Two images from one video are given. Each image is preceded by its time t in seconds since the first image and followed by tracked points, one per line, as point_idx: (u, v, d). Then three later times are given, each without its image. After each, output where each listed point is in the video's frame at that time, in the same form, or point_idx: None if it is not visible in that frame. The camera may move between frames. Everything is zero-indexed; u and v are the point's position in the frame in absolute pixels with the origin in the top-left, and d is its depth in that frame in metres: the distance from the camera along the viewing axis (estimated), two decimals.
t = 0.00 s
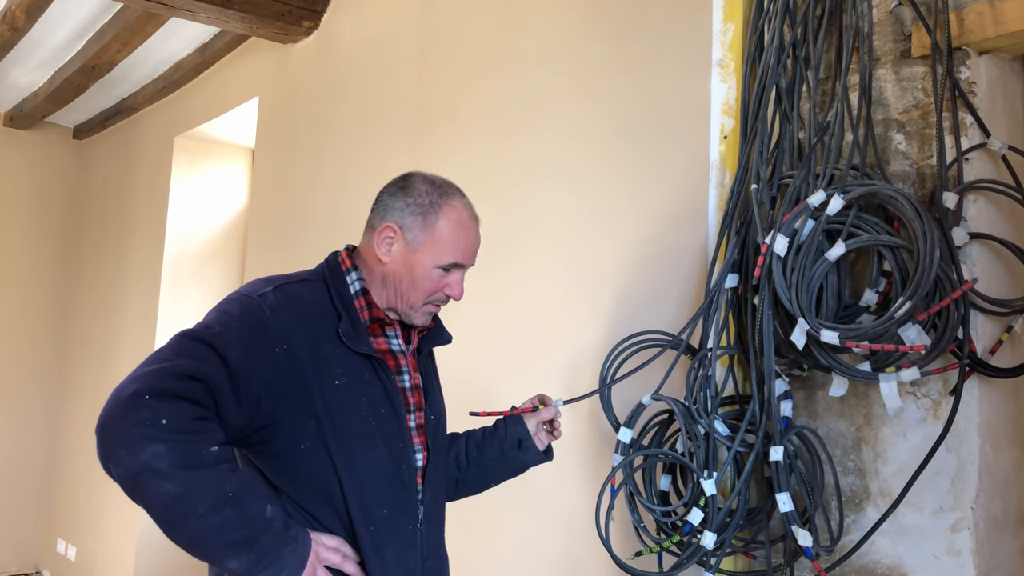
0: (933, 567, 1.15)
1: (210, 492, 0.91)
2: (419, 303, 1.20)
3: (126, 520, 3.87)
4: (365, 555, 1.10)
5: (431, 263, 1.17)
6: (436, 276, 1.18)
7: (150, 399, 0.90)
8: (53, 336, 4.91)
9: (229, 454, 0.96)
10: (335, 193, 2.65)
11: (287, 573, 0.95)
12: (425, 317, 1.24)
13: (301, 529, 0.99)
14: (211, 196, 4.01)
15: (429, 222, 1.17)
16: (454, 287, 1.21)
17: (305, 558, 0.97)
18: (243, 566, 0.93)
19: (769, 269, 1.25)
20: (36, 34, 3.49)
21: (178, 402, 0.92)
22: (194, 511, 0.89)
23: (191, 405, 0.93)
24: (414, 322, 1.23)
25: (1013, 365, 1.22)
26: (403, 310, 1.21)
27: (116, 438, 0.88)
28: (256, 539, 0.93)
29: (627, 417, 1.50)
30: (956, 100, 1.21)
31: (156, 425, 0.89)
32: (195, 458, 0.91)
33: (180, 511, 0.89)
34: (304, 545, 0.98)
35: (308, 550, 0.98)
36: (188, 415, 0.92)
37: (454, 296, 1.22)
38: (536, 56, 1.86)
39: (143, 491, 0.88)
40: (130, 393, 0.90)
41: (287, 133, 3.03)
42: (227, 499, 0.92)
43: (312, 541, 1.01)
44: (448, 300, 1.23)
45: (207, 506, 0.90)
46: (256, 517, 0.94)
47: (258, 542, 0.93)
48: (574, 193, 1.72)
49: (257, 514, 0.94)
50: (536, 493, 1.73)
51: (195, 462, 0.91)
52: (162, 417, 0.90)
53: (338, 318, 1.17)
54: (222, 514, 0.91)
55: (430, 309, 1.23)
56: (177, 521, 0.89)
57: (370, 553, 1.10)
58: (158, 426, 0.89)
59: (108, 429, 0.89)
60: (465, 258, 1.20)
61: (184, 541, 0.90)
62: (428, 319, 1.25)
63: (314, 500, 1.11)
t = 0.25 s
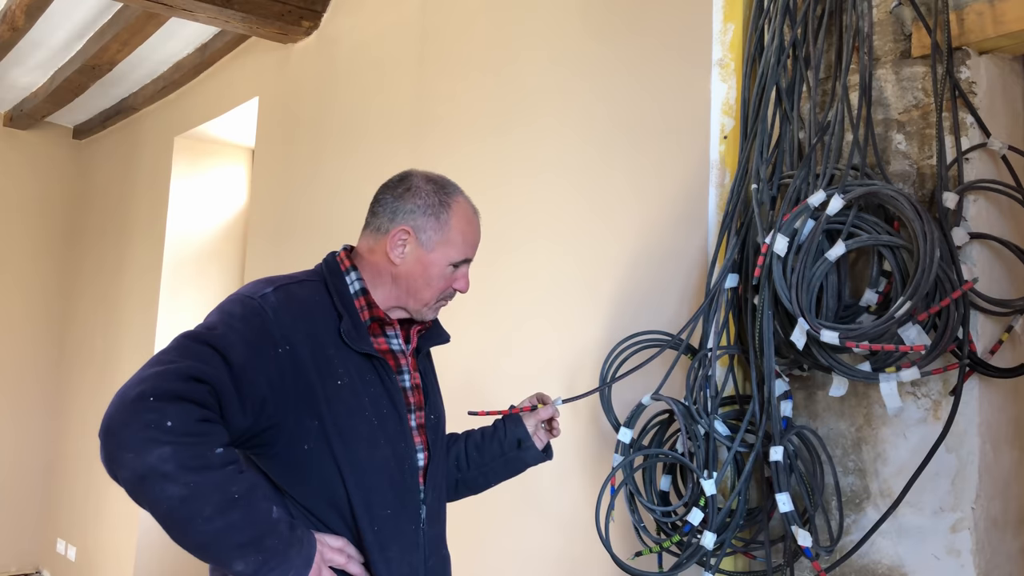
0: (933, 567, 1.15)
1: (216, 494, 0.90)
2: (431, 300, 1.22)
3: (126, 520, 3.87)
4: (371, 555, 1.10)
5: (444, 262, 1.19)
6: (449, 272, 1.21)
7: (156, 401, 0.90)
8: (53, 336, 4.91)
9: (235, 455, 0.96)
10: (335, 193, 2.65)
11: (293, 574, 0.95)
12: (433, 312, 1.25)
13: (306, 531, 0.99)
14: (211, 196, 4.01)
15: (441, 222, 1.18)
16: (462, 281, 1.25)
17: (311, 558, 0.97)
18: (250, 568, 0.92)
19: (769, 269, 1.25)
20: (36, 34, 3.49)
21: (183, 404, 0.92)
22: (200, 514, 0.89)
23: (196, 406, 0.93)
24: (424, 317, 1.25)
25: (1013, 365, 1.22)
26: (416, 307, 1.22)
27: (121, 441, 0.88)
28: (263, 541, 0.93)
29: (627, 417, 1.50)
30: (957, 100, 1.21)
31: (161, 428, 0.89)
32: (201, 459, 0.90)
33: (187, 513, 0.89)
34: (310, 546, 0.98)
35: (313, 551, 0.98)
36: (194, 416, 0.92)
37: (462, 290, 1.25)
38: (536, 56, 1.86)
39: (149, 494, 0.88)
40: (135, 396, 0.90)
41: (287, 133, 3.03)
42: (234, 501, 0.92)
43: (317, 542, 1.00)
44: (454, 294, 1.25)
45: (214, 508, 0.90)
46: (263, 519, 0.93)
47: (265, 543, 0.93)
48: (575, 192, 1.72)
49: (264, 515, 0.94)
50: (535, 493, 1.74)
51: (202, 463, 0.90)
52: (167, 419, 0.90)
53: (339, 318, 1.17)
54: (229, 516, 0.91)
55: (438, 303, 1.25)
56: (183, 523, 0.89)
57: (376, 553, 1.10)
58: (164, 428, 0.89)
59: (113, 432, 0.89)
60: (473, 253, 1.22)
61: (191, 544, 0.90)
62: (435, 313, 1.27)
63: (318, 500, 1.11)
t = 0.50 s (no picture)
0: (933, 567, 1.15)
1: (218, 493, 0.90)
2: (431, 300, 1.22)
3: (126, 520, 3.87)
4: (373, 555, 1.09)
5: (444, 261, 1.19)
6: (448, 272, 1.20)
7: (159, 400, 0.90)
8: (53, 336, 4.91)
9: (237, 454, 0.96)
10: (335, 193, 2.65)
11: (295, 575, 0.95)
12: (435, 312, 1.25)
13: (308, 530, 0.99)
14: (211, 196, 4.01)
15: (441, 221, 1.18)
16: (463, 282, 1.24)
17: (313, 559, 0.97)
18: (252, 567, 0.92)
19: (769, 269, 1.25)
20: (36, 34, 3.49)
21: (187, 403, 0.92)
22: (203, 513, 0.89)
23: (199, 406, 0.93)
24: (426, 318, 1.25)
25: (1013, 365, 1.22)
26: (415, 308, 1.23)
27: (124, 440, 0.88)
28: (266, 540, 0.93)
29: (627, 417, 1.50)
30: (957, 100, 1.21)
31: (164, 427, 0.89)
32: (204, 459, 0.90)
33: (190, 512, 0.88)
34: (311, 546, 0.97)
35: (315, 551, 0.97)
36: (197, 416, 0.92)
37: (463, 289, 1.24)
38: (536, 56, 1.85)
39: (152, 493, 0.88)
40: (138, 395, 0.90)
41: (287, 132, 3.03)
42: (236, 500, 0.91)
43: (319, 542, 1.00)
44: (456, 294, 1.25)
45: (216, 507, 0.90)
46: (265, 519, 0.93)
47: (268, 543, 0.93)
48: (575, 193, 1.72)
49: (266, 514, 0.93)
50: (536, 493, 1.74)
51: (205, 463, 0.90)
52: (170, 419, 0.90)
53: (342, 319, 1.17)
54: (232, 515, 0.91)
55: (439, 304, 1.24)
56: (185, 523, 0.88)
57: (378, 553, 1.10)
58: (167, 428, 0.89)
59: (116, 431, 0.89)
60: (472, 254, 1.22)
61: (194, 544, 0.90)
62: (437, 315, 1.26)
63: (320, 500, 1.11)
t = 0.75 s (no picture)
0: (933, 567, 1.15)
1: (223, 479, 0.90)
2: (396, 269, 1.24)
3: (126, 520, 3.86)
4: (375, 551, 1.09)
5: (403, 225, 1.26)
6: (407, 237, 1.25)
7: (167, 383, 0.90)
8: (53, 336, 4.91)
9: (243, 443, 0.96)
10: (336, 193, 2.65)
11: (297, 564, 0.95)
12: (410, 287, 1.25)
13: (310, 522, 0.99)
14: (211, 196, 4.01)
15: (399, 193, 1.29)
16: (429, 251, 1.25)
17: (315, 550, 0.97)
18: (254, 555, 0.92)
19: (769, 269, 1.25)
20: (36, 34, 3.49)
21: (195, 388, 0.92)
22: (208, 498, 0.89)
23: (207, 391, 0.93)
24: (397, 294, 1.25)
25: (1013, 365, 1.22)
26: (386, 280, 1.25)
27: (132, 421, 0.87)
28: (269, 528, 0.93)
29: (627, 417, 1.50)
30: (957, 100, 1.21)
31: (173, 409, 0.89)
32: (211, 444, 0.90)
33: (195, 496, 0.88)
34: (314, 538, 0.98)
35: (317, 543, 0.98)
36: (205, 401, 0.92)
37: (430, 259, 1.25)
38: (536, 56, 1.86)
39: (157, 475, 0.87)
40: (147, 378, 0.90)
41: (287, 132, 3.03)
42: (241, 486, 0.92)
43: (321, 535, 1.01)
44: (427, 266, 1.25)
45: (221, 493, 0.90)
46: (269, 507, 0.93)
47: (271, 530, 0.93)
48: (575, 193, 1.72)
49: (270, 503, 0.94)
50: (536, 493, 1.74)
51: (211, 448, 0.90)
52: (179, 401, 0.89)
53: (349, 315, 1.18)
54: (236, 502, 0.91)
55: (410, 277, 1.25)
56: (190, 507, 0.88)
57: (380, 549, 1.10)
58: (175, 410, 0.89)
59: (124, 412, 0.88)
60: (432, 221, 1.26)
61: (197, 529, 0.89)
62: (414, 293, 1.26)
63: (324, 496, 1.10)
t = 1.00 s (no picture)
0: (933, 568, 1.15)
1: (219, 469, 0.90)
2: (397, 264, 1.24)
3: (126, 520, 3.86)
4: (372, 548, 1.09)
5: (403, 222, 1.28)
6: (406, 232, 1.26)
7: (167, 373, 0.90)
8: (53, 336, 4.91)
9: (240, 435, 0.96)
10: (336, 194, 2.65)
11: (291, 558, 0.95)
12: (411, 282, 1.24)
13: (305, 518, 0.99)
14: (211, 196, 4.01)
15: (399, 193, 1.31)
16: (429, 245, 1.26)
17: (310, 545, 0.98)
18: (248, 546, 0.92)
19: (769, 269, 1.25)
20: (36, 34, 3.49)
21: (195, 378, 0.92)
22: (203, 487, 0.88)
23: (206, 382, 0.93)
24: (398, 289, 1.24)
25: (1013, 365, 1.22)
26: (388, 276, 1.25)
27: (130, 409, 0.88)
28: (264, 519, 0.93)
29: (627, 418, 1.50)
30: (957, 100, 1.21)
31: (171, 399, 0.89)
32: (209, 434, 0.90)
33: (191, 486, 0.88)
34: (309, 533, 0.98)
35: (312, 538, 0.98)
36: (203, 391, 0.92)
37: (430, 253, 1.25)
38: (536, 56, 1.85)
39: (153, 464, 0.87)
40: (147, 367, 0.90)
41: (287, 132, 3.03)
42: (236, 477, 0.91)
43: (317, 532, 1.01)
44: (427, 260, 1.25)
45: (216, 482, 0.89)
46: (265, 499, 0.93)
47: (267, 523, 0.93)
48: (575, 194, 1.72)
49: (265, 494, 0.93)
50: (536, 493, 1.74)
51: (209, 438, 0.90)
52: (178, 391, 0.90)
53: (353, 314, 1.18)
54: (232, 492, 0.90)
55: (410, 272, 1.24)
56: (185, 497, 0.88)
57: (377, 547, 1.10)
58: (173, 399, 0.89)
59: (123, 401, 0.88)
60: (431, 216, 1.28)
61: (192, 519, 0.89)
62: (415, 288, 1.25)
63: (324, 494, 1.10)
